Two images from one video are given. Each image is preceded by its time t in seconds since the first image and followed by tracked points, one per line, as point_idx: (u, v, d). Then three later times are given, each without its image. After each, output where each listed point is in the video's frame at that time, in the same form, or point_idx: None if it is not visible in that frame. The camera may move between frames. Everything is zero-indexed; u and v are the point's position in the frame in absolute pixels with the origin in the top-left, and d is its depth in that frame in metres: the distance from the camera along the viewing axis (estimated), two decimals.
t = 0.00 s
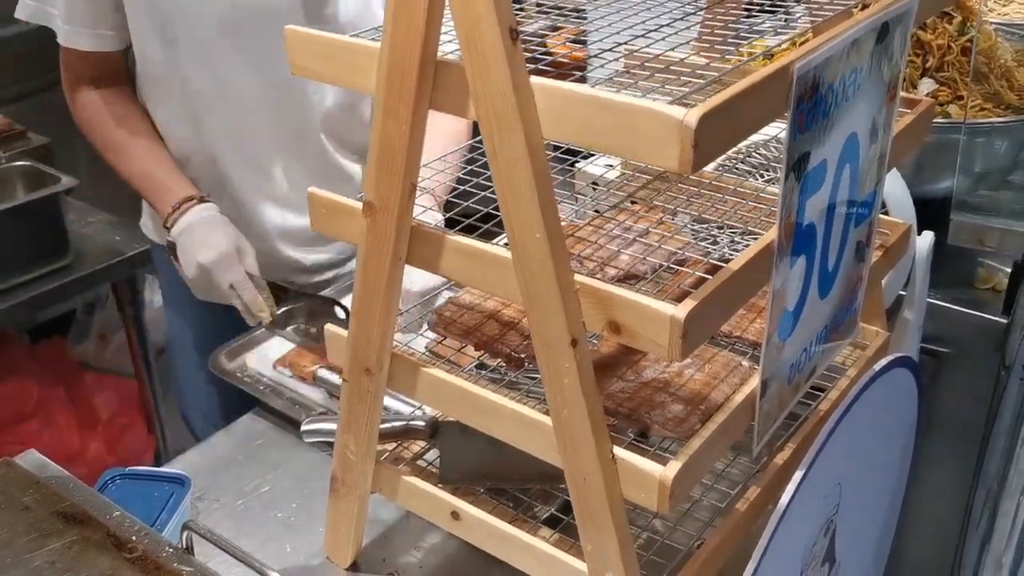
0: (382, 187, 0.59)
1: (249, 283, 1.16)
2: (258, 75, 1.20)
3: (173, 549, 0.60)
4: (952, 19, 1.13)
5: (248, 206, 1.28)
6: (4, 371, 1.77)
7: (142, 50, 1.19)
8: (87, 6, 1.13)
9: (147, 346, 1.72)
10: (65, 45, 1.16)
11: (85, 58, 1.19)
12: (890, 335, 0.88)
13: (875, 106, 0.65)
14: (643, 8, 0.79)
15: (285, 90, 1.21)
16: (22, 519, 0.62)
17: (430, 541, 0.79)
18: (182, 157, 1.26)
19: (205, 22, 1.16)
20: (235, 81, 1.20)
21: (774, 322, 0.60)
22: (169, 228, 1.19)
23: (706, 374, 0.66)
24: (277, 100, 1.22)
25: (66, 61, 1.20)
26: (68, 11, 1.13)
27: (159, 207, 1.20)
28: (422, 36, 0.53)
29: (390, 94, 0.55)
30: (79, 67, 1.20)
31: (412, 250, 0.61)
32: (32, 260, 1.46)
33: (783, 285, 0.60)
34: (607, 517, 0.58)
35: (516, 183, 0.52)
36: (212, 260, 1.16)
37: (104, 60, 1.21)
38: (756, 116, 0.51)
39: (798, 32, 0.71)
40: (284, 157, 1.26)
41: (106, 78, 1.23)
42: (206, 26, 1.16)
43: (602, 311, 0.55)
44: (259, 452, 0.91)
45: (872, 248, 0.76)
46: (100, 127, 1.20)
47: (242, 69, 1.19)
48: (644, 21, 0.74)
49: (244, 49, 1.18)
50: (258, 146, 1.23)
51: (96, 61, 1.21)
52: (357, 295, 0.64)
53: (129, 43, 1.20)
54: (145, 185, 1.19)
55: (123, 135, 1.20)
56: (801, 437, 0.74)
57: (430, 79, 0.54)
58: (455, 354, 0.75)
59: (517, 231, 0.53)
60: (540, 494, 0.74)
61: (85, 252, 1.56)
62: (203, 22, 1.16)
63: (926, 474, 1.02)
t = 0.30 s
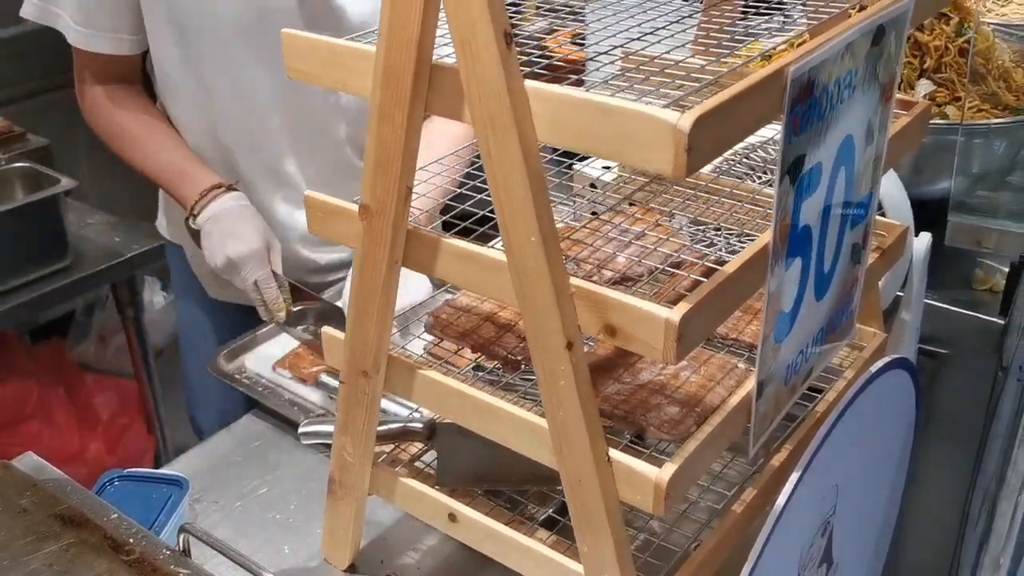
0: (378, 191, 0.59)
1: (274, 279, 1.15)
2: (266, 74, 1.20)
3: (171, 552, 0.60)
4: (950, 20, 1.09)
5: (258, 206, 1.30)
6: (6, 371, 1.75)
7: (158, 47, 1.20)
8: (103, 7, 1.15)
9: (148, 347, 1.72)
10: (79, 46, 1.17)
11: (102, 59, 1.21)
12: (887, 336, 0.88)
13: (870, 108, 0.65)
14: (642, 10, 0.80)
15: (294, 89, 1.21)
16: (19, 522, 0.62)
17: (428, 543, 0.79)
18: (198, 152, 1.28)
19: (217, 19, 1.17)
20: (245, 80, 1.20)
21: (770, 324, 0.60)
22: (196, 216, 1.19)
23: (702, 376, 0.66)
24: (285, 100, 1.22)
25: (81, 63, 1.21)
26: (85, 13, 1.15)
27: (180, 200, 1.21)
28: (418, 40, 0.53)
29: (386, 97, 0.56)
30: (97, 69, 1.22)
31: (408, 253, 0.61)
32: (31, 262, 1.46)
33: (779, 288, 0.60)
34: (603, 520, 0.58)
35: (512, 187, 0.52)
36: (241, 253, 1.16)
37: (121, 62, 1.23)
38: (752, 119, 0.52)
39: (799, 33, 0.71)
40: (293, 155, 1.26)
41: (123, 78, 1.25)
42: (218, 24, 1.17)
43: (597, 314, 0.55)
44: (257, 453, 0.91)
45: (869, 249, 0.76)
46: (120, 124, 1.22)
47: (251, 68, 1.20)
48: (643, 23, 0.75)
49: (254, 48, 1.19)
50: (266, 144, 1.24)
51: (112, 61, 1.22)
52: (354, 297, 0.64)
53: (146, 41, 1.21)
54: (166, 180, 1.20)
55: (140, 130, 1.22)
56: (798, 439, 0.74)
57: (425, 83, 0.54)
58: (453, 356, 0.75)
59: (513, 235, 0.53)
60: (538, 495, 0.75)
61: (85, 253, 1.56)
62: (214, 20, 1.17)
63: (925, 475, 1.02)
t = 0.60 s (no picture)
0: (379, 191, 0.59)
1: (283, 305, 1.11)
2: (270, 75, 1.21)
3: (173, 552, 0.60)
4: (950, 20, 1.11)
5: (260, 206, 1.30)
6: (7, 371, 1.75)
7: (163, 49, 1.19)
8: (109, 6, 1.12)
9: (148, 347, 1.72)
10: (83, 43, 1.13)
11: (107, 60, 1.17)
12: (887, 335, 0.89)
13: (870, 108, 0.65)
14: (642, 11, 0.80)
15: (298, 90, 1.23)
16: (22, 522, 0.62)
17: (428, 543, 0.79)
18: (201, 154, 1.27)
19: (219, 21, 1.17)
20: (249, 81, 1.21)
21: (770, 325, 0.60)
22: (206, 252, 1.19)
23: (702, 375, 0.66)
24: (288, 100, 1.23)
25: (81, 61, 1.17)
26: (90, 10, 1.11)
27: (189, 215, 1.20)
28: (419, 41, 0.53)
29: (387, 98, 0.56)
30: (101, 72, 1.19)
31: (409, 254, 0.62)
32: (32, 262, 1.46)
33: (779, 288, 0.60)
34: (604, 520, 0.58)
35: (513, 188, 0.52)
36: (250, 281, 1.16)
37: (124, 62, 1.19)
38: (753, 120, 0.52)
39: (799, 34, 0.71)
40: (294, 155, 1.26)
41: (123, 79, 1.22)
42: (222, 24, 1.17)
43: (598, 315, 0.55)
44: (258, 453, 0.91)
45: (869, 249, 0.76)
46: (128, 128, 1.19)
47: (255, 69, 1.20)
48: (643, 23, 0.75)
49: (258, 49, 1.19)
50: (270, 145, 1.24)
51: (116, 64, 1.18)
52: (355, 298, 0.64)
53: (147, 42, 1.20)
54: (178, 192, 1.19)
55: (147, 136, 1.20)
56: (799, 439, 0.74)
57: (426, 83, 0.55)
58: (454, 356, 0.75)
59: (514, 235, 0.53)
60: (539, 495, 0.75)
61: (86, 253, 1.57)
62: (219, 21, 1.17)
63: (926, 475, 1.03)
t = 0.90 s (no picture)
0: (381, 191, 0.59)
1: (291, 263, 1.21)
2: (270, 74, 1.20)
3: (174, 550, 0.60)
4: (950, 20, 1.12)
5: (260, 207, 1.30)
6: (7, 371, 1.75)
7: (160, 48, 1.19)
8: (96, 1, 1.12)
9: (149, 347, 1.72)
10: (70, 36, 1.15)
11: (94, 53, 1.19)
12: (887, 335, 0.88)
13: (871, 108, 0.65)
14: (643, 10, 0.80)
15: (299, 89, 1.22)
16: (23, 521, 0.62)
17: (429, 542, 0.79)
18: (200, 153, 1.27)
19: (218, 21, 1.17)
20: (249, 81, 1.21)
21: (770, 324, 0.60)
22: (210, 202, 1.17)
23: (703, 375, 0.66)
24: (288, 99, 1.22)
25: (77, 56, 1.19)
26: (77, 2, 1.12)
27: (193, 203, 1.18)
28: (420, 40, 0.53)
29: (388, 97, 0.56)
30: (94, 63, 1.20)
31: (410, 253, 0.62)
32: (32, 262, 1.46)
33: (780, 287, 0.60)
34: (606, 520, 0.58)
35: (514, 188, 0.52)
36: (257, 235, 1.16)
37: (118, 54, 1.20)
38: (754, 119, 0.52)
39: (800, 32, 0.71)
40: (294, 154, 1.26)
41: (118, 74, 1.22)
42: (220, 24, 1.17)
43: (599, 314, 0.55)
44: (259, 452, 0.91)
45: (870, 249, 0.76)
46: (129, 120, 1.19)
47: (255, 69, 1.20)
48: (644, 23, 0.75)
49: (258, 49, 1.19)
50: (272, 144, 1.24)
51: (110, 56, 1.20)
52: (356, 297, 0.64)
53: (146, 41, 1.20)
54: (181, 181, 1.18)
55: (148, 129, 1.20)
56: (799, 438, 0.74)
57: (427, 83, 0.55)
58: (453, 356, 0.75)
59: (515, 234, 0.53)
60: (539, 495, 0.75)
61: (86, 253, 1.57)
62: (218, 21, 1.17)
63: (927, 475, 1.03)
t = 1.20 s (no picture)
0: (379, 191, 0.59)
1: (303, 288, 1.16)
2: (269, 74, 1.20)
3: (173, 552, 0.60)
4: (950, 20, 1.13)
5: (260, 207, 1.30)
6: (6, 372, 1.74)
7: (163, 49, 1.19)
8: None
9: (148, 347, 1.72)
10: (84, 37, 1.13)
11: (103, 53, 1.17)
12: (886, 335, 0.88)
13: (870, 108, 0.65)
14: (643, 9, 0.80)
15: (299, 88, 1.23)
16: (21, 522, 0.62)
17: (428, 543, 0.79)
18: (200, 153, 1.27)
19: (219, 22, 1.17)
20: (248, 81, 1.20)
21: (770, 324, 0.60)
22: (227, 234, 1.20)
23: (702, 376, 0.66)
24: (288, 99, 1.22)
25: (83, 58, 1.17)
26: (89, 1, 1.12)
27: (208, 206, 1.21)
28: (418, 40, 0.53)
29: (387, 97, 0.56)
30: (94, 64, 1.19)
31: (408, 254, 0.62)
32: (32, 263, 1.46)
33: (779, 288, 0.60)
34: (604, 522, 0.58)
35: (513, 189, 0.52)
36: (265, 263, 1.16)
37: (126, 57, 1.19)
38: (753, 119, 0.52)
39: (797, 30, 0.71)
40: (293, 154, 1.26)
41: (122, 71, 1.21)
42: (218, 26, 1.16)
43: (597, 315, 0.55)
44: (258, 453, 0.91)
45: (869, 249, 0.76)
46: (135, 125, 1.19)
47: (253, 69, 1.20)
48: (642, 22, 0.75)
49: (255, 50, 1.19)
50: (272, 142, 1.25)
51: (117, 57, 1.19)
52: (354, 298, 0.64)
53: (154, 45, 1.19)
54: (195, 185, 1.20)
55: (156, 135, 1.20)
56: (798, 439, 0.74)
57: (426, 83, 0.55)
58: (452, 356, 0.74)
59: (514, 235, 0.53)
60: (537, 496, 0.75)
61: (86, 253, 1.56)
62: (216, 23, 1.16)
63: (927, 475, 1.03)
